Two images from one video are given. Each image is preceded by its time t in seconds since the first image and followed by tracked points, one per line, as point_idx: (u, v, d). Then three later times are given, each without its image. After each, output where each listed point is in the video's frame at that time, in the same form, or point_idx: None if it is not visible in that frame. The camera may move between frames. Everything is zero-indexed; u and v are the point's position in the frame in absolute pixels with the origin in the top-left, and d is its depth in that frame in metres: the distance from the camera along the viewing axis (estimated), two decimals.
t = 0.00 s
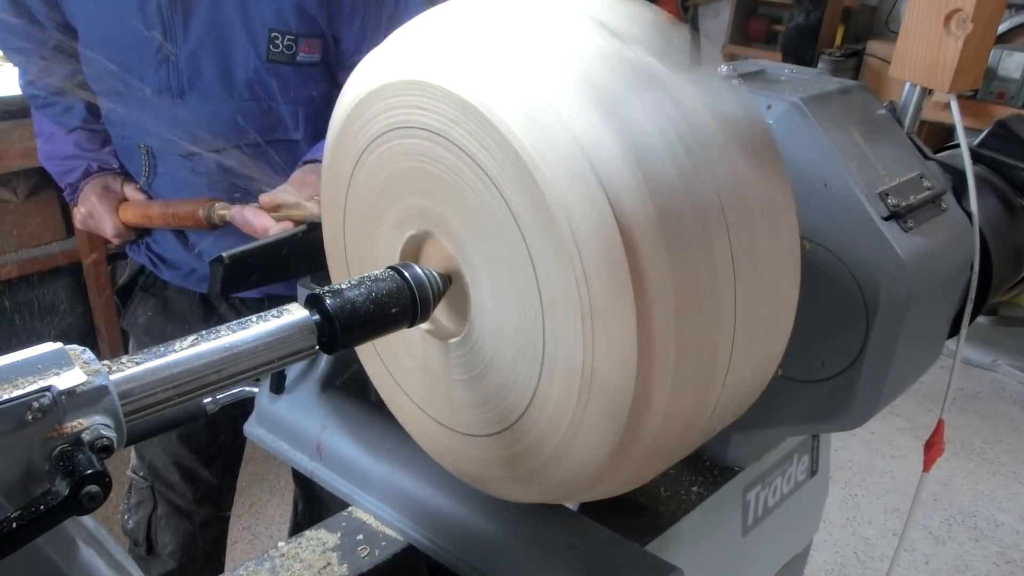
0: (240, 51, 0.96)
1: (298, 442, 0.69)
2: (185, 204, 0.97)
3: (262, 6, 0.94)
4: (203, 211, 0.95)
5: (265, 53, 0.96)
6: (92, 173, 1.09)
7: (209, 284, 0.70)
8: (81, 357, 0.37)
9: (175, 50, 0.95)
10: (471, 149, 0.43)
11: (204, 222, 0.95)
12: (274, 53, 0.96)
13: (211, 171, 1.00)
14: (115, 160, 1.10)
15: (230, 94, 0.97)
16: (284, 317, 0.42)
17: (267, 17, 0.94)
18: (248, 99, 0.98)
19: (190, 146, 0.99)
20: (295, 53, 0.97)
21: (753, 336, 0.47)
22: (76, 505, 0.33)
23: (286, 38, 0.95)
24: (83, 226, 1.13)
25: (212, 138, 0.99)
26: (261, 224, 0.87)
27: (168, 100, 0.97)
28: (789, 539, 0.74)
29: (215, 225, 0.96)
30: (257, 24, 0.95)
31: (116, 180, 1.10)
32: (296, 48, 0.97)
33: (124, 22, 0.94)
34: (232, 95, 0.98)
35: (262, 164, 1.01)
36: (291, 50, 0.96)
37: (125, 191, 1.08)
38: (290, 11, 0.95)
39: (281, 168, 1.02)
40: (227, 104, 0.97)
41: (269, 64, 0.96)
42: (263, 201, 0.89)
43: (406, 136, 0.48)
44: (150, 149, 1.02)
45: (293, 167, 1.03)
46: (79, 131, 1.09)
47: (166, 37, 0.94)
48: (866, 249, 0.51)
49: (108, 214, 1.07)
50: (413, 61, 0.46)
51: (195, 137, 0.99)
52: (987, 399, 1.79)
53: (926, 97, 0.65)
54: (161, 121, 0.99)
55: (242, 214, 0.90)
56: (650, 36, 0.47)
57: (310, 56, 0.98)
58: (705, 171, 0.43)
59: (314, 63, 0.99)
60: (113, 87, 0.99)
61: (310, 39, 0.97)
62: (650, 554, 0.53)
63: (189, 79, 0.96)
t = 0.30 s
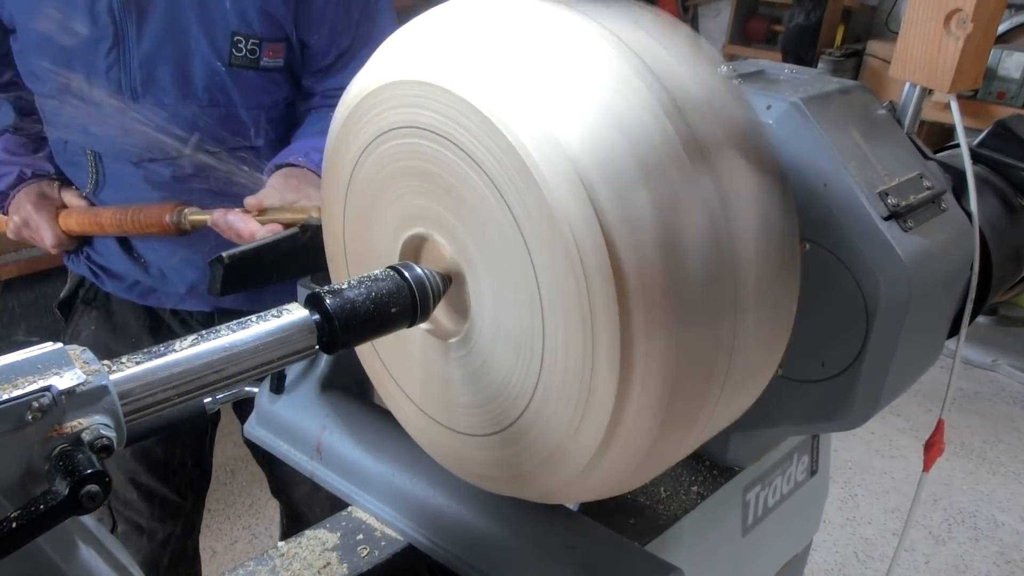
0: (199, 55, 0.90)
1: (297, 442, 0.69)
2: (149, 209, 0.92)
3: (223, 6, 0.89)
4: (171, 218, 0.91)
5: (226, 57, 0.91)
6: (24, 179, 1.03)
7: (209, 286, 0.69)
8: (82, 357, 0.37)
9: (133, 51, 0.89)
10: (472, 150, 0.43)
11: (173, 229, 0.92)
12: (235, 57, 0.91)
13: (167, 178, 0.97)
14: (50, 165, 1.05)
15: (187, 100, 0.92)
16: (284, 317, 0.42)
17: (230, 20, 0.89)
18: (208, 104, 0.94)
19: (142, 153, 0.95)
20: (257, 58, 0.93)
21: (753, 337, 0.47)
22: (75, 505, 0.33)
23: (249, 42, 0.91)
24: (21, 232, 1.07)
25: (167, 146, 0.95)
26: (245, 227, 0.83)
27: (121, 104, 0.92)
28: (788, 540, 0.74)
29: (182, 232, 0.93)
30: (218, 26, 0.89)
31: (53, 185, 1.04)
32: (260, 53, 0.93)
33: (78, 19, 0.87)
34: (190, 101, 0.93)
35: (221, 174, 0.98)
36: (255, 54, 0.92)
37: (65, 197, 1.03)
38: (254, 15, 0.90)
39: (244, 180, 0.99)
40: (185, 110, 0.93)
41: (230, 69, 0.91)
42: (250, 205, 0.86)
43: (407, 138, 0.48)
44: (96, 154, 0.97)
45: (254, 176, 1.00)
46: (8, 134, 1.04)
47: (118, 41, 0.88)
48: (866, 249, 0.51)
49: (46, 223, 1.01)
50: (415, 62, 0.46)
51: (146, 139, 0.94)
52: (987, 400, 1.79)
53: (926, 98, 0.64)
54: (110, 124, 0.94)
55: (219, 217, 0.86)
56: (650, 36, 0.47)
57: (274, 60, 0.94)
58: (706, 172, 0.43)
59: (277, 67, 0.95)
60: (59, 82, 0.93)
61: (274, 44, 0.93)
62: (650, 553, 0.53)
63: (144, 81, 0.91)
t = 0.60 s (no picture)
0: (178, 60, 0.87)
1: (299, 444, 0.69)
2: (127, 214, 0.87)
3: (204, 13, 0.87)
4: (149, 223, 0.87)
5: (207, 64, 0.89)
6: None
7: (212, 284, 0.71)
8: (83, 359, 0.37)
9: (109, 56, 0.84)
10: (474, 153, 0.43)
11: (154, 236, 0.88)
12: (217, 65, 0.89)
13: (140, 187, 0.91)
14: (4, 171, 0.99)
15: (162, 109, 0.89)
16: (286, 319, 0.42)
17: (212, 26, 0.87)
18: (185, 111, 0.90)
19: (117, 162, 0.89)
20: (239, 64, 0.91)
21: (756, 338, 0.47)
22: (77, 506, 0.33)
23: (232, 49, 0.89)
24: None
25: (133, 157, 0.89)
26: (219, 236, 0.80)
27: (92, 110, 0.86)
28: (790, 541, 0.74)
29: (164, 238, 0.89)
30: (199, 35, 0.87)
31: (7, 194, 1.00)
32: (242, 59, 0.91)
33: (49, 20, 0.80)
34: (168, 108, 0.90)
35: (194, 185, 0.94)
36: (236, 61, 0.90)
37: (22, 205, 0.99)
38: (238, 23, 0.88)
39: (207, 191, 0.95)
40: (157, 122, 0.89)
41: (211, 76, 0.89)
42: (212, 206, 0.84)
43: (409, 141, 0.48)
44: (64, 162, 0.90)
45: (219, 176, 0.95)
46: None
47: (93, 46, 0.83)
48: (868, 250, 0.51)
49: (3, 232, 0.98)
50: (417, 64, 0.46)
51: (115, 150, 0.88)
52: (989, 401, 1.79)
53: (928, 99, 0.64)
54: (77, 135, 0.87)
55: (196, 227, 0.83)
56: (652, 38, 0.47)
57: (255, 67, 0.92)
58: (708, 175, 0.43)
59: (257, 74, 0.94)
60: (19, 90, 0.84)
61: (256, 50, 0.91)
62: (650, 554, 0.53)
63: (118, 86, 0.86)
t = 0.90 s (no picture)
0: (147, 66, 0.83)
1: (300, 444, 0.69)
2: (100, 224, 0.79)
3: (173, 16, 0.83)
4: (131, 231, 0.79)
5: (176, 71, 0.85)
6: None
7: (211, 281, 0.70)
8: (85, 360, 0.37)
9: (72, 63, 0.79)
10: (475, 154, 0.43)
11: (132, 245, 0.81)
12: (186, 71, 0.86)
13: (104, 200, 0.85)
14: None
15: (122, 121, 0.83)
16: (287, 319, 0.42)
17: (182, 32, 0.84)
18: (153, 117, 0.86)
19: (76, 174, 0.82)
20: (209, 71, 0.87)
21: (757, 339, 0.47)
22: (77, 507, 0.33)
23: (202, 55, 0.86)
24: None
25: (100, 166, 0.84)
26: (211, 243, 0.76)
27: (54, 121, 0.80)
28: (792, 541, 0.74)
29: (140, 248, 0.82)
30: (168, 39, 0.83)
31: None
32: (212, 66, 0.87)
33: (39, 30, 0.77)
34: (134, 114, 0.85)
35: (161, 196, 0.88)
36: (207, 68, 0.87)
37: None
38: (208, 28, 0.85)
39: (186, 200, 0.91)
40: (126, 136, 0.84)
41: (180, 83, 0.86)
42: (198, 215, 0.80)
43: (409, 142, 0.48)
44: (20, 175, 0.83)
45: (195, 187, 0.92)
46: None
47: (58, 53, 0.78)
48: (868, 251, 0.51)
49: None
50: (418, 65, 0.46)
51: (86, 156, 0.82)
52: (989, 401, 1.79)
53: (928, 99, 0.65)
54: (39, 147, 0.80)
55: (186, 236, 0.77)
56: (652, 38, 0.47)
57: (226, 74, 0.89)
58: (709, 176, 0.43)
59: (228, 81, 0.90)
60: None
61: (226, 57, 0.88)
62: (651, 554, 0.53)
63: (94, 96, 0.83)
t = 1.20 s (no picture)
0: (127, 61, 0.83)
1: (299, 442, 0.70)
2: (82, 221, 0.80)
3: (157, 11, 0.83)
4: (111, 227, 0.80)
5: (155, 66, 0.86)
6: None
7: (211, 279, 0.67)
8: (83, 356, 0.37)
9: (65, 51, 0.80)
10: (473, 151, 0.43)
11: (115, 242, 0.81)
12: (167, 66, 0.86)
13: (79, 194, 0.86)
14: None
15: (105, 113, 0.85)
16: (285, 316, 0.42)
17: (164, 26, 0.84)
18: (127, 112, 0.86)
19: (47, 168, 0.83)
20: (190, 66, 0.88)
21: (756, 336, 0.47)
22: (76, 504, 0.33)
23: (183, 50, 0.86)
24: None
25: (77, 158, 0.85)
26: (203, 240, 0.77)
27: (27, 114, 0.80)
28: (790, 538, 0.74)
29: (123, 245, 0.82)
30: (151, 31, 0.84)
31: None
32: (193, 62, 0.88)
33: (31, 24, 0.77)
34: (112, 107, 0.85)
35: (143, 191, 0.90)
36: (187, 63, 0.87)
37: None
38: (192, 23, 0.86)
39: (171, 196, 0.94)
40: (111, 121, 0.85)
41: (160, 78, 0.86)
42: (188, 214, 0.79)
43: (407, 140, 0.48)
44: None
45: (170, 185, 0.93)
46: None
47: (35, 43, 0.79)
48: (866, 249, 0.51)
49: None
50: (417, 62, 0.47)
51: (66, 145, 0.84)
52: (988, 399, 1.79)
53: (927, 96, 0.65)
54: (16, 139, 0.81)
55: (176, 234, 0.77)
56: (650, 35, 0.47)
57: (205, 71, 0.90)
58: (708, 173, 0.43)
59: (207, 77, 0.91)
60: None
61: (207, 53, 0.88)
62: (650, 552, 0.52)
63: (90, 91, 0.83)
